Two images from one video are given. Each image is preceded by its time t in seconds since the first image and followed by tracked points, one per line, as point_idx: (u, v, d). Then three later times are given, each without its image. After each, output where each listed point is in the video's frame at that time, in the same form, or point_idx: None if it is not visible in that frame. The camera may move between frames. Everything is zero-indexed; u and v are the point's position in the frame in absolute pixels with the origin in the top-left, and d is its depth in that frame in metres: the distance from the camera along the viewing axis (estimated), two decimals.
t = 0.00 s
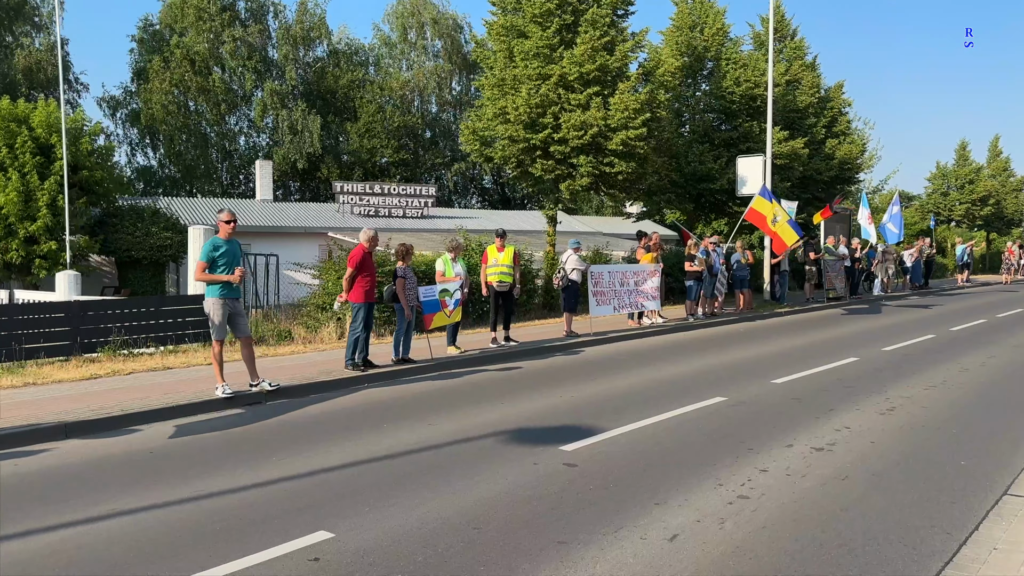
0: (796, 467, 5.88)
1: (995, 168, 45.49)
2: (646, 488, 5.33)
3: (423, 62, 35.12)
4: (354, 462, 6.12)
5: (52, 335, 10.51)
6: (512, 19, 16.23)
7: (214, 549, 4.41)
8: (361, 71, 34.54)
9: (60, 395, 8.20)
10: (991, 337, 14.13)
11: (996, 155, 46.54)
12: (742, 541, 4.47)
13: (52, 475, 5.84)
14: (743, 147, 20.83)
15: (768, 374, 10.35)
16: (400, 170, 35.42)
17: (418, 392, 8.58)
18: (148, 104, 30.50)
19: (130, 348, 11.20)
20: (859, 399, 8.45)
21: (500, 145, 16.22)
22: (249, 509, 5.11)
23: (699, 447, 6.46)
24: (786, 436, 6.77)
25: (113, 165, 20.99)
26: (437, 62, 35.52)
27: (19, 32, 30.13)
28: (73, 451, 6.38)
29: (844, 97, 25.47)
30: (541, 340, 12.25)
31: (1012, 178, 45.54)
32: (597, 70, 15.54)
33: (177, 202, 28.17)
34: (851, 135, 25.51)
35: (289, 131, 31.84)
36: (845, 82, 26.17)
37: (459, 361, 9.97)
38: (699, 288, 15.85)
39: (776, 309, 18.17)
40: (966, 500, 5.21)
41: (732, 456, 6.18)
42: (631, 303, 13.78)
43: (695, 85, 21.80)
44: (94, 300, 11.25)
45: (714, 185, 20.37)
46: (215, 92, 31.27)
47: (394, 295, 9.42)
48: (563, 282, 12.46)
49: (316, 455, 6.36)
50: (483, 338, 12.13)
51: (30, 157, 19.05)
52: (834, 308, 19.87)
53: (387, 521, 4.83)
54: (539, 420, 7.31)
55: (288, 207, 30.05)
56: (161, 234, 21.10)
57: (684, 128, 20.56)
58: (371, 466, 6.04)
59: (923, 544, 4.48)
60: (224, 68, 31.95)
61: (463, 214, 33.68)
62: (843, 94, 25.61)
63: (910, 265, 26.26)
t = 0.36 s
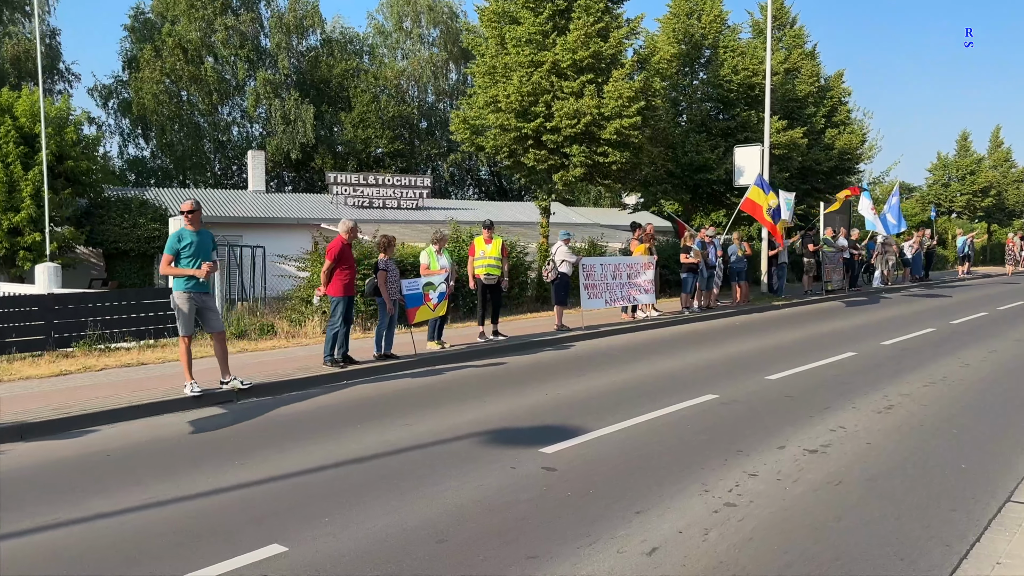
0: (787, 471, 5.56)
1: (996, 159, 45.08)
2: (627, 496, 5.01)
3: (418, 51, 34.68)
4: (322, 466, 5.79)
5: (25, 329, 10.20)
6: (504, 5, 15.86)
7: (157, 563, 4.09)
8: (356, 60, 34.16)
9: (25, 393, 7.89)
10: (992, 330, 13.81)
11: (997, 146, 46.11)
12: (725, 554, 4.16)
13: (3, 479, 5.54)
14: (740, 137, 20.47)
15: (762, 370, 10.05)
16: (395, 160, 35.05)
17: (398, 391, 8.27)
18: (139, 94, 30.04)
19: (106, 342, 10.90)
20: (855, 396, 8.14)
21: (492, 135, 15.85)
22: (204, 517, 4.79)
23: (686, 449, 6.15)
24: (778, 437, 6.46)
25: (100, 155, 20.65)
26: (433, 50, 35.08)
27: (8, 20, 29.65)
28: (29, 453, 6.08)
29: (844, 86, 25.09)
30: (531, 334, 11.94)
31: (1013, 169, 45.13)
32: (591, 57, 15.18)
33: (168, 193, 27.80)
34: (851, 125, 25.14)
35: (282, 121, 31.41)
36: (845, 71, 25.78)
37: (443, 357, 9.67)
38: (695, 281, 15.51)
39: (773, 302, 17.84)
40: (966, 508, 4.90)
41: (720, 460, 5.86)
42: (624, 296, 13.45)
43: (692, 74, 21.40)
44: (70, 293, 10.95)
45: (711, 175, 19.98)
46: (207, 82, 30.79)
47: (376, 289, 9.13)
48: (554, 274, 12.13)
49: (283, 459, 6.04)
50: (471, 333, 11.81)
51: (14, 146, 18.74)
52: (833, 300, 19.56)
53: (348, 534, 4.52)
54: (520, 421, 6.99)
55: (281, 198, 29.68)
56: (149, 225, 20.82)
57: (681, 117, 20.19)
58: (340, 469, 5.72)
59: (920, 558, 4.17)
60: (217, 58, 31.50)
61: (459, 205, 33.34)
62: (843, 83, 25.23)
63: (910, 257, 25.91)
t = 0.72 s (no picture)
0: (768, 476, 5.24)
1: (998, 151, 44.68)
2: (596, 504, 4.70)
3: (412, 42, 34.32)
4: (279, 470, 5.48)
5: None
6: None
7: None
8: (349, 51, 33.81)
9: None
10: (991, 325, 13.49)
11: (999, 138, 45.70)
12: (695, 570, 3.85)
13: None
14: (736, 128, 20.10)
15: (753, 366, 9.73)
16: (390, 153, 34.70)
17: (372, 389, 7.96)
18: (130, 85, 29.65)
19: (77, 338, 10.55)
20: (847, 395, 7.81)
21: (481, 126, 15.50)
22: (145, 527, 4.47)
23: (665, 451, 5.83)
24: (763, 439, 6.13)
25: (86, 147, 20.32)
26: (427, 42, 34.72)
27: None
28: None
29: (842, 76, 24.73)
30: (516, 330, 11.63)
31: (1015, 162, 44.73)
32: (581, 45, 14.85)
33: (158, 186, 27.47)
34: (850, 117, 24.78)
35: (274, 113, 31.04)
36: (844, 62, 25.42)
37: (421, 354, 9.37)
38: (688, 275, 15.18)
39: (769, 296, 17.52)
40: (958, 518, 4.58)
41: (700, 464, 5.54)
42: (614, 291, 13.13)
43: (688, 64, 21.00)
44: (41, 287, 10.60)
45: (706, 167, 19.62)
46: (199, 73, 30.37)
47: (352, 283, 8.84)
48: (538, 268, 11.82)
49: (241, 461, 5.73)
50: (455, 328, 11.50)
51: None
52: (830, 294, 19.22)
53: (296, 546, 4.21)
54: (494, 421, 6.68)
55: (273, 191, 29.35)
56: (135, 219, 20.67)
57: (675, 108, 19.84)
58: (297, 473, 5.41)
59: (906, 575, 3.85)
60: (208, 49, 31.11)
61: (454, 198, 33.01)
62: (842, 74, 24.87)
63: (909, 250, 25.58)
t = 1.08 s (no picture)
0: (755, 486, 4.93)
1: (1003, 146, 44.20)
2: (569, 517, 4.40)
3: (411, 36, 34.01)
4: (238, 477, 5.18)
5: None
6: None
7: None
8: (348, 45, 33.56)
9: None
10: (995, 323, 13.15)
11: (1004, 133, 45.24)
12: None
13: None
14: (737, 122, 19.60)
15: (748, 366, 9.41)
16: (388, 147, 34.42)
17: (348, 390, 7.66)
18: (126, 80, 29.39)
19: (54, 336, 10.29)
20: (843, 397, 7.50)
21: (473, 119, 15.18)
22: (87, 539, 4.18)
23: (647, 458, 5.53)
24: (751, 445, 5.83)
25: (77, 142, 20.07)
26: (426, 35, 34.40)
27: None
28: None
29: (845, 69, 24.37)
30: (505, 328, 11.33)
31: (1021, 156, 44.23)
32: (576, 36, 14.53)
33: (153, 181, 27.23)
34: (852, 110, 24.41)
35: (271, 108, 30.75)
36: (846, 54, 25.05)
37: (403, 353, 9.06)
38: (685, 271, 14.85)
39: (768, 293, 17.18)
40: (955, 534, 4.27)
41: (684, 472, 5.23)
42: (608, 288, 12.82)
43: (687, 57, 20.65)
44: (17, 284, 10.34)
45: (705, 161, 19.28)
46: (195, 67, 30.08)
47: (332, 280, 8.56)
48: (528, 266, 11.53)
49: (200, 466, 5.42)
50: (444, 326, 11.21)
51: None
52: (831, 291, 18.88)
53: (244, 561, 3.92)
54: (472, 425, 6.37)
55: (270, 186, 29.09)
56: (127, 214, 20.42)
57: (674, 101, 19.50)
58: (257, 480, 5.10)
59: None
60: (205, 43, 30.79)
61: (452, 194, 32.71)
62: (845, 67, 24.51)
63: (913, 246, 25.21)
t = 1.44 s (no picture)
0: (744, 505, 4.63)
1: (1013, 143, 43.69)
2: (544, 540, 4.11)
3: (413, 32, 33.75)
4: (198, 491, 4.89)
5: None
6: None
7: None
8: (349, 42, 33.31)
9: None
10: (1005, 324, 12.80)
11: (1014, 129, 44.74)
12: None
13: None
14: (740, 118, 19.26)
15: (747, 370, 9.09)
16: (390, 144, 34.14)
17: (329, 396, 7.38)
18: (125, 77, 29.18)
19: (36, 337, 10.03)
20: (844, 405, 7.18)
21: (470, 116, 14.90)
22: (28, 561, 3.91)
23: (633, 472, 5.23)
24: (744, 458, 5.52)
25: (72, 140, 19.86)
26: (428, 32, 34.14)
27: None
28: None
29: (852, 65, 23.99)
30: (499, 331, 11.03)
31: None
32: (574, 31, 14.23)
33: (152, 180, 27.02)
34: (859, 107, 24.04)
35: (271, 105, 30.52)
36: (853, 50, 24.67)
37: (389, 356, 8.78)
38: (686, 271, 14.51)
39: (772, 293, 16.85)
40: (957, 560, 3.97)
41: (670, 489, 4.92)
42: (605, 289, 12.50)
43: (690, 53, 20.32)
44: None
45: (708, 159, 18.94)
46: (195, 65, 29.83)
47: (315, 282, 8.28)
48: (521, 267, 11.36)
49: (162, 478, 5.14)
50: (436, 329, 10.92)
51: None
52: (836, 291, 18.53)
53: None
54: (452, 435, 6.07)
55: (270, 184, 28.86)
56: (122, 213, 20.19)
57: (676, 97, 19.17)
58: (217, 496, 4.81)
59: None
60: (205, 40, 30.53)
61: (455, 192, 32.44)
62: (851, 62, 24.14)
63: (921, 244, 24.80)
